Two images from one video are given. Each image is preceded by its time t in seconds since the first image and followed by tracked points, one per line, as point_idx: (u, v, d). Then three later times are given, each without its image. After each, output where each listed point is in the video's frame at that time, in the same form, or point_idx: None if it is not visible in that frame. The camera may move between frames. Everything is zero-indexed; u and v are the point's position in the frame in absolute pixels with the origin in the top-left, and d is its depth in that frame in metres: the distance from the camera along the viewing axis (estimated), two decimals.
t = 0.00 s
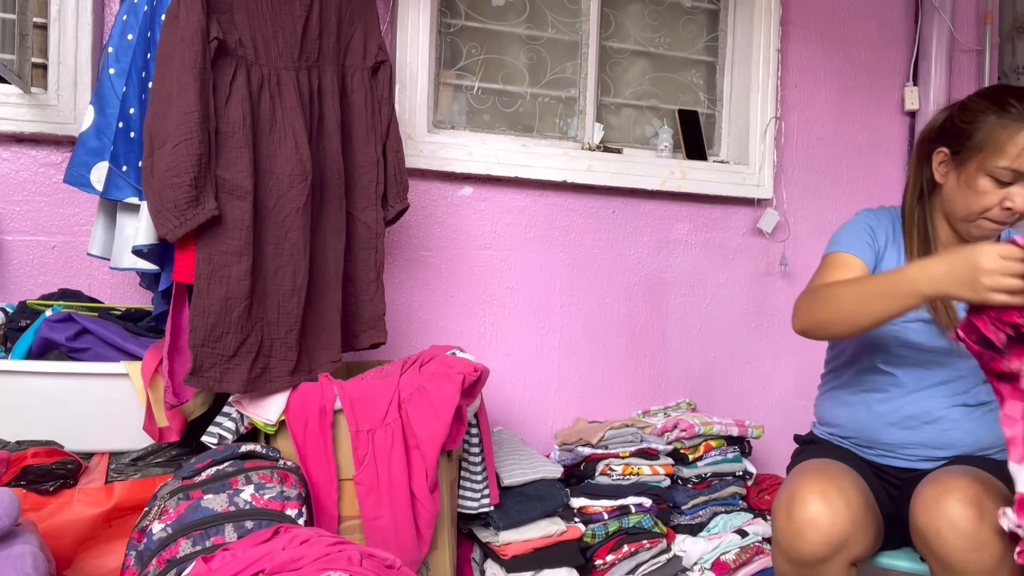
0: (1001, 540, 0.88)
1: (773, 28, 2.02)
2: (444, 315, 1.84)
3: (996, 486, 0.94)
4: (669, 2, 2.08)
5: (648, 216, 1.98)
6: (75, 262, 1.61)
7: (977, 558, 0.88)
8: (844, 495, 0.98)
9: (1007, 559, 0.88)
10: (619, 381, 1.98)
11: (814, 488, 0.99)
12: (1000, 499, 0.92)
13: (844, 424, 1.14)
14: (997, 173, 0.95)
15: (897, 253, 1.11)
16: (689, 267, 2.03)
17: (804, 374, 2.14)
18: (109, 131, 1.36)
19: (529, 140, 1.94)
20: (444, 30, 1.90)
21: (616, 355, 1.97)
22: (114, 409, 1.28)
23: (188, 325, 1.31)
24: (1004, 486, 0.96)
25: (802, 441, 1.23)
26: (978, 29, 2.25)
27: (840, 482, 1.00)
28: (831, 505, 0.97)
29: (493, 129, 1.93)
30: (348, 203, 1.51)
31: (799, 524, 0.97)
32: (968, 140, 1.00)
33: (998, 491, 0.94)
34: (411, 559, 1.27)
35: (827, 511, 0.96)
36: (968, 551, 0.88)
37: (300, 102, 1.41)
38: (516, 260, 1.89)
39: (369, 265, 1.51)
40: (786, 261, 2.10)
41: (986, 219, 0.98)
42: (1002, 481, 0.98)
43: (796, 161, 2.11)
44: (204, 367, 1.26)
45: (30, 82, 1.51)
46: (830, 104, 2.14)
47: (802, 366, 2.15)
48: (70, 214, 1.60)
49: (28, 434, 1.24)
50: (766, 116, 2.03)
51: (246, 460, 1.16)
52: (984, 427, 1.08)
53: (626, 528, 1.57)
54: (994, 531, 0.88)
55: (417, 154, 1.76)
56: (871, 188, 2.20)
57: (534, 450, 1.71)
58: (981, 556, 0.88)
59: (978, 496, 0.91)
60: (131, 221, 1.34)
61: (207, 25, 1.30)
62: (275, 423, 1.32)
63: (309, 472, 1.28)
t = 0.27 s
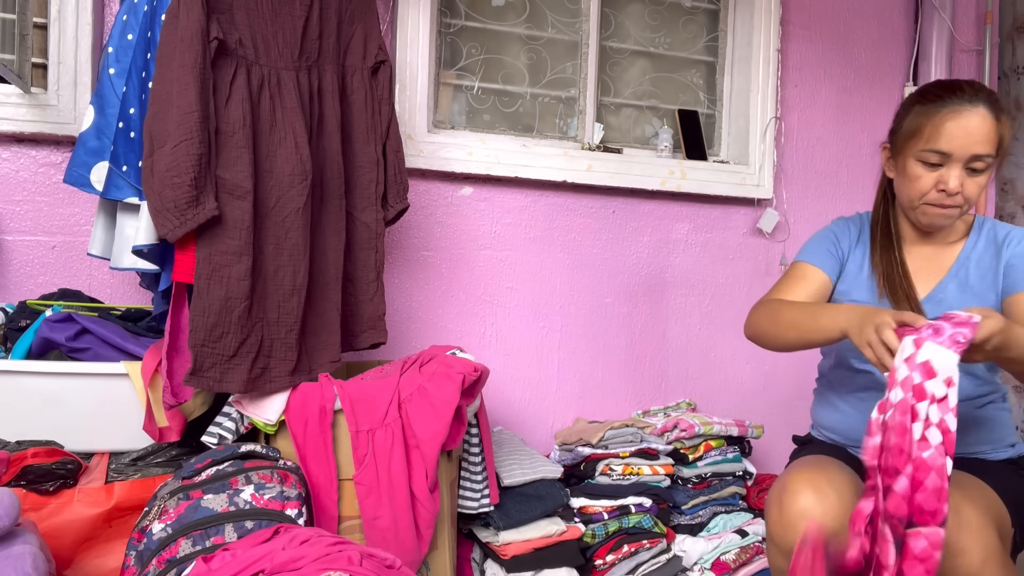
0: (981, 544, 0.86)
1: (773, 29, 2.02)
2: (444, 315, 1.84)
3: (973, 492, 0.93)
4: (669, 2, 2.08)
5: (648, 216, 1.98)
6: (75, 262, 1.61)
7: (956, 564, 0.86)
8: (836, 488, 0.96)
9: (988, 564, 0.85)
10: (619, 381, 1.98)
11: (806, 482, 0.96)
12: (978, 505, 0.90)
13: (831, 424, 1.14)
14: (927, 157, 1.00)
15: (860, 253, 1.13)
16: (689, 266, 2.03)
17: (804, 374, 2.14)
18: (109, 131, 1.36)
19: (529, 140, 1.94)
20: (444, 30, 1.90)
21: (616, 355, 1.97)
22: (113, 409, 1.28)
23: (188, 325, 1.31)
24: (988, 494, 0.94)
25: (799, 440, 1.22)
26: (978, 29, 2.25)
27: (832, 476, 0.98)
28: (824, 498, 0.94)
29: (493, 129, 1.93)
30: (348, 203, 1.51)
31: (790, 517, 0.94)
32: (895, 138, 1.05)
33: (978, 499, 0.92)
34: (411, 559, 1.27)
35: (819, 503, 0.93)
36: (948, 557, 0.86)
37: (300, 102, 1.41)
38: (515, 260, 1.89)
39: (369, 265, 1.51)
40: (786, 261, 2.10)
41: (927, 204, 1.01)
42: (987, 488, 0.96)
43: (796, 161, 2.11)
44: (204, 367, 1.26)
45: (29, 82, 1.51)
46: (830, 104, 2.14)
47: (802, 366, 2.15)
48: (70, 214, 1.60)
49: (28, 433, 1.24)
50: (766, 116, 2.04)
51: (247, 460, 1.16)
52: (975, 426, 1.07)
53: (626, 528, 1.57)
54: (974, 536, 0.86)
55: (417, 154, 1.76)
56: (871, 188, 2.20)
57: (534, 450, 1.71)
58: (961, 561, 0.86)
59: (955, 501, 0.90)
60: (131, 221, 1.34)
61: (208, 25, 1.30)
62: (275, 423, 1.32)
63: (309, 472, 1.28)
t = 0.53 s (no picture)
0: (983, 543, 0.84)
1: (773, 28, 2.02)
2: (444, 315, 1.84)
3: (975, 490, 0.90)
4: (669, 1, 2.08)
5: (648, 216, 1.98)
6: (75, 262, 1.61)
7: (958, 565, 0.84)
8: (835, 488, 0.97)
9: (991, 563, 0.83)
10: (619, 381, 1.98)
11: (805, 483, 0.97)
12: (982, 504, 0.87)
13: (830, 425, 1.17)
14: (893, 148, 1.08)
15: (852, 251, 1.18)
16: (690, 266, 2.03)
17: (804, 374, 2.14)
18: (109, 131, 1.36)
19: (529, 140, 1.94)
20: (444, 30, 1.90)
21: (616, 355, 1.97)
22: (113, 409, 1.28)
23: (188, 325, 1.31)
24: (992, 497, 0.92)
25: (798, 441, 1.23)
26: (978, 28, 2.25)
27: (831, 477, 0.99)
28: (823, 499, 0.95)
29: (493, 129, 1.93)
30: (348, 203, 1.51)
31: (790, 516, 0.95)
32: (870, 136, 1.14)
33: (983, 500, 0.89)
34: (411, 559, 1.27)
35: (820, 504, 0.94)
36: (949, 557, 0.85)
37: (300, 102, 1.41)
38: (515, 260, 1.89)
39: (369, 265, 1.50)
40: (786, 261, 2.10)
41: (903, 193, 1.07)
42: (991, 491, 0.94)
43: (796, 161, 2.11)
44: (204, 367, 1.26)
45: (30, 82, 1.51)
46: (830, 104, 2.14)
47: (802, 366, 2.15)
48: (70, 214, 1.61)
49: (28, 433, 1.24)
50: (766, 116, 2.03)
51: (246, 460, 1.16)
52: (973, 422, 1.07)
53: (626, 528, 1.57)
54: (977, 534, 0.84)
55: (417, 153, 1.76)
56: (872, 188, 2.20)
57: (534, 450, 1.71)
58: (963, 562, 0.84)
59: (957, 501, 0.87)
60: (131, 221, 1.34)
61: (207, 25, 1.30)
62: (275, 423, 1.32)
63: (309, 473, 1.28)
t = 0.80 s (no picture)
0: (978, 544, 0.86)
1: (773, 28, 2.02)
2: (444, 315, 1.84)
3: (971, 491, 0.93)
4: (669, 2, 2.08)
5: (648, 216, 1.98)
6: (75, 262, 1.61)
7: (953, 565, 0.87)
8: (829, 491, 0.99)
9: (985, 563, 0.86)
10: (619, 381, 1.98)
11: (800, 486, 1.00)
12: (976, 506, 0.90)
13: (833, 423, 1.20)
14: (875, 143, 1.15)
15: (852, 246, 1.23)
16: (690, 267, 2.02)
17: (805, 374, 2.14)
18: (109, 131, 1.36)
19: (529, 140, 1.94)
20: (444, 30, 1.90)
21: (616, 355, 1.97)
22: (113, 409, 1.28)
23: (188, 325, 1.31)
24: (987, 493, 0.94)
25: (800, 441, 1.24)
26: (978, 29, 2.25)
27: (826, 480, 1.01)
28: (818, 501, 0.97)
29: (493, 129, 1.93)
30: (348, 203, 1.51)
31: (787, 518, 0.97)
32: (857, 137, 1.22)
33: (978, 499, 0.92)
34: (411, 559, 1.27)
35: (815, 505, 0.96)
36: (944, 557, 0.87)
37: (300, 102, 1.41)
38: (515, 260, 1.89)
39: (369, 265, 1.50)
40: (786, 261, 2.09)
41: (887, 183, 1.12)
42: (988, 488, 0.96)
43: (796, 161, 2.11)
44: (204, 367, 1.26)
45: (30, 82, 1.52)
46: (830, 104, 2.14)
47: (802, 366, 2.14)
48: (70, 214, 1.61)
49: (28, 434, 1.24)
50: (766, 116, 2.03)
51: (246, 460, 1.16)
52: (970, 419, 1.07)
53: (626, 528, 1.57)
54: (971, 534, 0.87)
55: (417, 154, 1.76)
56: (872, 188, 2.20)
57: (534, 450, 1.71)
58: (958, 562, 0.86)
59: (952, 502, 0.90)
60: (131, 221, 1.34)
61: (208, 24, 1.30)
62: (275, 423, 1.32)
63: (309, 473, 1.28)
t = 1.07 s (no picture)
0: (976, 544, 0.87)
1: (773, 29, 2.02)
2: (444, 315, 1.84)
3: (969, 491, 0.93)
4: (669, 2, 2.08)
5: (648, 216, 1.98)
6: (75, 262, 1.61)
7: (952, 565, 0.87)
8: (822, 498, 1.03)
9: (984, 564, 0.86)
10: (618, 381, 1.98)
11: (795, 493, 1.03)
12: (974, 506, 0.90)
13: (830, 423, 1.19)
14: (870, 143, 1.14)
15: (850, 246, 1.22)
16: (690, 267, 2.02)
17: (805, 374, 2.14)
18: (109, 131, 1.36)
19: (529, 140, 1.94)
20: (444, 30, 1.90)
21: (615, 355, 1.97)
22: (113, 409, 1.28)
23: (188, 325, 1.31)
24: (986, 494, 0.94)
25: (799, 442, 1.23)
26: (978, 29, 2.25)
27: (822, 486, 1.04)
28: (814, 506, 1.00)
29: (493, 129, 1.93)
30: (349, 203, 1.51)
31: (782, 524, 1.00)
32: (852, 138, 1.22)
33: (976, 499, 0.92)
34: (411, 559, 1.27)
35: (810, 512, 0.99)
36: (943, 558, 0.87)
37: (300, 102, 1.41)
38: (515, 260, 1.89)
39: (369, 265, 1.50)
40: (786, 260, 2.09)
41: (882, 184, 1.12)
42: (986, 488, 0.96)
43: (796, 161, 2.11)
44: (204, 367, 1.26)
45: (30, 82, 1.52)
46: (831, 104, 2.14)
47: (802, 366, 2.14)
48: (70, 214, 1.61)
49: (28, 434, 1.24)
50: (766, 116, 2.03)
51: (246, 460, 1.16)
52: (970, 419, 1.07)
53: (626, 528, 1.57)
54: (970, 535, 0.87)
55: (417, 154, 1.76)
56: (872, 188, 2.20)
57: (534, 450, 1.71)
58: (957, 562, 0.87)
59: (950, 502, 0.90)
60: (131, 221, 1.34)
61: (208, 24, 1.30)
62: (275, 423, 1.32)
63: (309, 472, 1.28)
